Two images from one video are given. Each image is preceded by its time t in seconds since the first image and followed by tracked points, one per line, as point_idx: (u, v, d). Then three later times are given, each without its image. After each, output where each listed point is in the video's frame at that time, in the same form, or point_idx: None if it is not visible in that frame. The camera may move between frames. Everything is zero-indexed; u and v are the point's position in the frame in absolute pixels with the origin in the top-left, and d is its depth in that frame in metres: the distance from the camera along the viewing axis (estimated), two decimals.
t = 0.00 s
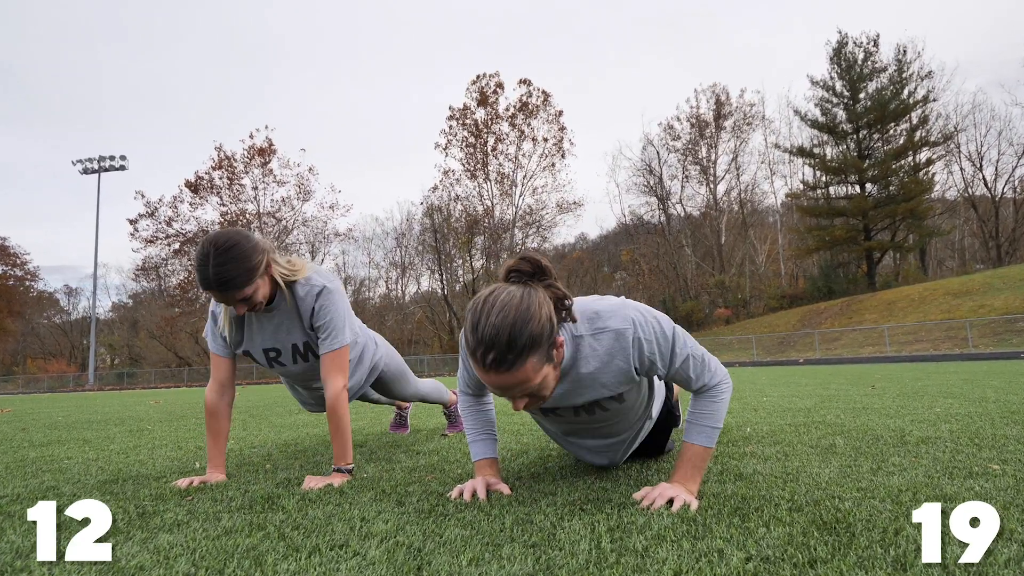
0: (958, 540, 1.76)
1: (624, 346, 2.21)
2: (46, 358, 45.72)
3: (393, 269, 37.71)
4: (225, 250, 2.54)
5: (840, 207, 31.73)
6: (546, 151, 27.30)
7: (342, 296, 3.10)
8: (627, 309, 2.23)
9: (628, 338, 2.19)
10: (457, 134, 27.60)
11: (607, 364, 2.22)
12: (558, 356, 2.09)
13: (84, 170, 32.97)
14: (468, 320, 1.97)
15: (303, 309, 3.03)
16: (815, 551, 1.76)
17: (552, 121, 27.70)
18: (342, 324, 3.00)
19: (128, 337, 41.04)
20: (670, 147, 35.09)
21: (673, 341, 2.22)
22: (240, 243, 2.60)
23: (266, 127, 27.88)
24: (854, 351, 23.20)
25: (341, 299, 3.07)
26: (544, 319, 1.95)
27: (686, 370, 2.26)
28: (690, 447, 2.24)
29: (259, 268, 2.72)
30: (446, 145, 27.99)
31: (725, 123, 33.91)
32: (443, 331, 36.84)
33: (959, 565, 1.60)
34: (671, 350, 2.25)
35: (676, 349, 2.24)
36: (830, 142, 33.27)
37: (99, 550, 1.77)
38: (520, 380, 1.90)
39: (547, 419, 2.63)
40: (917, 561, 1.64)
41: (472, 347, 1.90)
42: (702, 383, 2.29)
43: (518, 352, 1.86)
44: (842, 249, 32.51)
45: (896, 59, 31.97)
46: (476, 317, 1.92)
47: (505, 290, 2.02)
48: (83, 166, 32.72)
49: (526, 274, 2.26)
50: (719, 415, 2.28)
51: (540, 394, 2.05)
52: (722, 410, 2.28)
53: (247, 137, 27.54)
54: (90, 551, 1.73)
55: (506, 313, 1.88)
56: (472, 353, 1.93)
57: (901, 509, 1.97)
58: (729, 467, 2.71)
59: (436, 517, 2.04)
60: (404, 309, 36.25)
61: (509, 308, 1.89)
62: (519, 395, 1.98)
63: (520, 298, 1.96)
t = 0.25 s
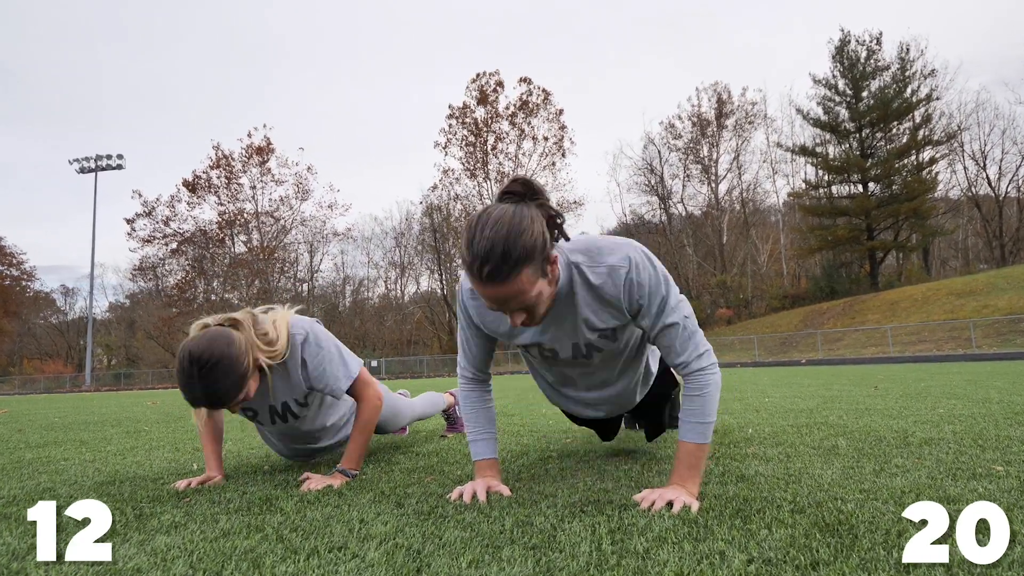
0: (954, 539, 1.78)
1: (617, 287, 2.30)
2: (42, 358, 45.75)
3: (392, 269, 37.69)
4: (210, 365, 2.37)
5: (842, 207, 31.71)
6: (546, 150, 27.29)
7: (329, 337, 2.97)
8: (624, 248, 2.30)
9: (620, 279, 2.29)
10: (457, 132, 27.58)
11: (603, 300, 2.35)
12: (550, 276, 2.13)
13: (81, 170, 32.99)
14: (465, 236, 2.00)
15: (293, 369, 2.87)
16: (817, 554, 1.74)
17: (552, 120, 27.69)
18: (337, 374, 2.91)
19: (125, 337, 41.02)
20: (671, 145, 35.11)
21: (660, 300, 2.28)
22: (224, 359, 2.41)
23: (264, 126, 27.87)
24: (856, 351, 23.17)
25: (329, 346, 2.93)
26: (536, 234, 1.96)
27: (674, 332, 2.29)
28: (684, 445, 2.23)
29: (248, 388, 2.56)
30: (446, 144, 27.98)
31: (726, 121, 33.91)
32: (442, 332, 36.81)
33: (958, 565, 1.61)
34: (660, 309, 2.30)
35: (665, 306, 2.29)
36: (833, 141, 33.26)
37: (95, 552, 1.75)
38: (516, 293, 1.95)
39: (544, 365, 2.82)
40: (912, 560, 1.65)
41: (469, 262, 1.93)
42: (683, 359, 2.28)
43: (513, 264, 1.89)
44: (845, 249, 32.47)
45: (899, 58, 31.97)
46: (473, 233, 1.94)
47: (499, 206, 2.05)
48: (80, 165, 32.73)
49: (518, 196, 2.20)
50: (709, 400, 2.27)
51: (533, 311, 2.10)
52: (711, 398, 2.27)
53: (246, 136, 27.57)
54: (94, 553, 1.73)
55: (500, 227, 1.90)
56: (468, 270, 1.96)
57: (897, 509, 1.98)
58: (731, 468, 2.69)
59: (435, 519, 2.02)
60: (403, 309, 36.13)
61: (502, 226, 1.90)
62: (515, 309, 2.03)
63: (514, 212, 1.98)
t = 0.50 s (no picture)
0: (957, 539, 1.77)
1: (614, 256, 2.31)
2: (39, 359, 45.73)
3: (391, 269, 37.68)
4: (206, 433, 2.31)
5: (845, 206, 31.72)
6: (547, 149, 27.27)
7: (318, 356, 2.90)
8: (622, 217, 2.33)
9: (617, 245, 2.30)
10: (457, 130, 27.60)
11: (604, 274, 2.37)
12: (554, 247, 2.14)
13: (78, 168, 32.98)
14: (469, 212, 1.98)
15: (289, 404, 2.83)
16: (820, 555, 1.73)
17: (552, 118, 27.68)
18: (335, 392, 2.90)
19: (122, 338, 41.02)
20: (672, 144, 35.11)
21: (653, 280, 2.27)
22: (218, 429, 2.33)
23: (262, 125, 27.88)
24: (859, 352, 23.15)
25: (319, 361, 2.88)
26: (541, 206, 1.96)
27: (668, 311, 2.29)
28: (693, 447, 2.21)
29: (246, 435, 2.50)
30: (445, 142, 27.95)
31: (728, 120, 33.90)
32: (442, 332, 36.80)
33: (960, 564, 1.61)
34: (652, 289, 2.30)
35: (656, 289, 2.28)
36: (835, 140, 33.25)
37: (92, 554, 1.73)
38: (523, 266, 1.96)
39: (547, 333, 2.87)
40: (915, 560, 1.65)
41: (475, 238, 1.93)
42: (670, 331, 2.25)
43: (521, 234, 1.89)
44: (848, 248, 32.45)
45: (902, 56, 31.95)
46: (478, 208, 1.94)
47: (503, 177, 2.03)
48: (77, 164, 32.72)
49: (521, 163, 2.23)
50: (688, 389, 2.22)
51: (540, 281, 2.12)
52: (691, 385, 2.21)
53: (244, 134, 27.57)
54: (93, 553, 1.73)
55: (505, 201, 1.88)
56: (475, 245, 1.96)
57: (898, 508, 1.98)
58: (732, 470, 2.68)
59: (435, 521, 2.00)
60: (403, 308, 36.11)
61: (509, 198, 1.89)
62: (523, 280, 2.04)
63: (518, 185, 1.97)
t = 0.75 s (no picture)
0: (956, 539, 1.77)
1: (613, 276, 2.30)
2: (35, 359, 45.66)
3: (389, 269, 37.63)
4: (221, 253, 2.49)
5: (848, 206, 31.73)
6: (547, 148, 27.23)
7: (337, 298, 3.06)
8: (617, 237, 2.30)
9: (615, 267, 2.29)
10: (456, 130, 27.57)
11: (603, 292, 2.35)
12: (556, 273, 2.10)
13: (74, 167, 33.00)
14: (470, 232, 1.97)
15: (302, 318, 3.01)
16: (823, 558, 1.71)
17: (552, 117, 27.64)
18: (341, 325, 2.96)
19: (118, 339, 40.95)
20: (674, 143, 35.06)
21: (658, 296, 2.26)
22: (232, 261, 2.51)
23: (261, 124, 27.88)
24: (862, 352, 23.14)
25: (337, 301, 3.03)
26: (543, 229, 1.95)
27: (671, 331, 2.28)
28: (682, 447, 2.19)
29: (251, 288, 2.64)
30: (445, 142, 27.88)
31: (730, 119, 33.85)
32: (441, 332, 36.78)
33: (959, 565, 1.61)
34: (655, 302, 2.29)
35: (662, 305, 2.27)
36: (837, 139, 33.25)
37: (89, 555, 1.73)
38: (524, 287, 1.94)
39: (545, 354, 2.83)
40: (916, 560, 1.64)
41: (475, 257, 1.92)
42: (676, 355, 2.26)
43: (522, 255, 1.88)
44: (851, 248, 32.42)
45: (906, 54, 31.91)
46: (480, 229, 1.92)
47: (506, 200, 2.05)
48: (73, 163, 32.71)
49: (523, 187, 2.20)
50: (703, 399, 2.25)
51: (540, 305, 2.09)
52: (704, 395, 2.25)
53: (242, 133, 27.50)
54: (93, 555, 1.72)
55: (507, 216, 1.90)
56: (474, 263, 1.94)
57: (897, 508, 1.97)
58: (734, 471, 2.67)
59: (434, 523, 1.99)
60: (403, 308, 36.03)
61: (511, 215, 1.90)
62: (521, 304, 2.02)
63: (520, 208, 1.96)
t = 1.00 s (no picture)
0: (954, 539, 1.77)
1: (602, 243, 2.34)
2: (31, 360, 45.64)
3: (388, 268, 37.60)
4: (198, 385, 2.29)
5: (851, 206, 31.71)
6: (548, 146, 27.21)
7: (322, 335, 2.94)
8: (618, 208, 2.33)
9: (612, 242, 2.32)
10: (455, 128, 27.56)
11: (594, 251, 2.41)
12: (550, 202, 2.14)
13: (70, 167, 33.03)
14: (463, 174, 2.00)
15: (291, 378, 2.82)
16: (825, 560, 1.70)
17: (552, 116, 27.65)
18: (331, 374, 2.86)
19: (116, 339, 41.00)
20: (675, 142, 35.03)
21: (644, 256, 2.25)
22: (209, 380, 2.30)
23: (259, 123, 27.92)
24: (865, 353, 23.12)
25: (323, 344, 2.90)
26: (533, 166, 1.96)
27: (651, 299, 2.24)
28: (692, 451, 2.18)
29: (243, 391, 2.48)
30: (444, 141, 27.90)
31: (732, 117, 33.83)
32: (441, 332, 36.74)
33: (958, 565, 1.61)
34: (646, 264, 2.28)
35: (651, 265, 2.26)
36: (840, 138, 33.28)
37: (88, 556, 1.72)
38: (513, 223, 1.94)
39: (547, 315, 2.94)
40: (916, 560, 1.64)
41: (466, 193, 1.93)
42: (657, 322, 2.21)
43: (510, 190, 1.88)
44: (853, 248, 32.37)
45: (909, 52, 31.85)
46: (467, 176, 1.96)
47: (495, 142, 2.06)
48: (69, 162, 32.74)
49: (514, 131, 2.22)
50: (675, 394, 2.16)
51: (531, 244, 2.11)
52: (676, 391, 2.16)
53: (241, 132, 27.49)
54: (91, 555, 1.71)
55: (495, 161, 1.90)
56: (465, 202, 1.96)
57: (896, 509, 1.96)
58: (736, 472, 2.65)
59: (433, 525, 1.97)
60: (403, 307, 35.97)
61: (499, 155, 1.92)
62: (514, 241, 2.03)
63: (509, 148, 1.97)
